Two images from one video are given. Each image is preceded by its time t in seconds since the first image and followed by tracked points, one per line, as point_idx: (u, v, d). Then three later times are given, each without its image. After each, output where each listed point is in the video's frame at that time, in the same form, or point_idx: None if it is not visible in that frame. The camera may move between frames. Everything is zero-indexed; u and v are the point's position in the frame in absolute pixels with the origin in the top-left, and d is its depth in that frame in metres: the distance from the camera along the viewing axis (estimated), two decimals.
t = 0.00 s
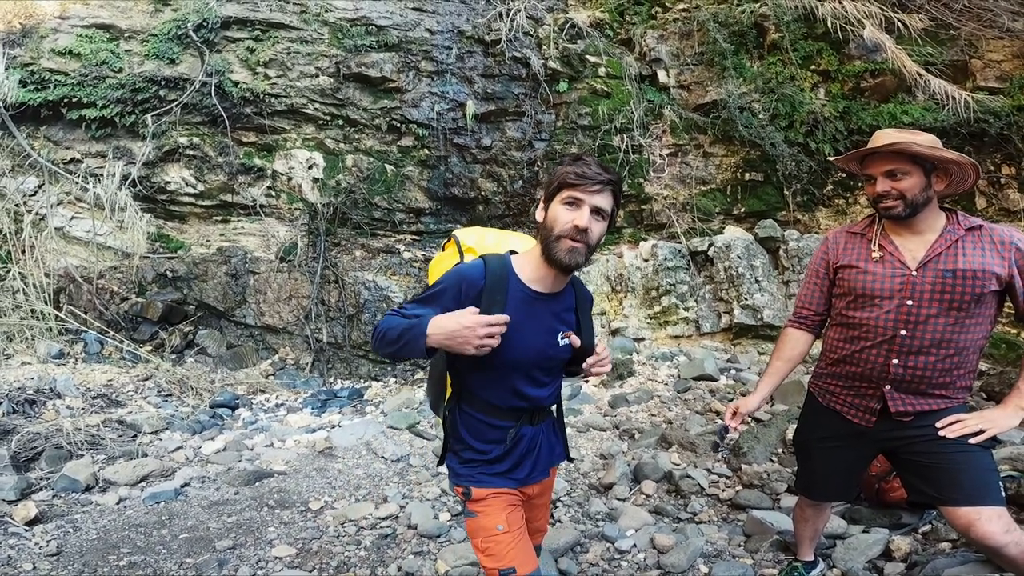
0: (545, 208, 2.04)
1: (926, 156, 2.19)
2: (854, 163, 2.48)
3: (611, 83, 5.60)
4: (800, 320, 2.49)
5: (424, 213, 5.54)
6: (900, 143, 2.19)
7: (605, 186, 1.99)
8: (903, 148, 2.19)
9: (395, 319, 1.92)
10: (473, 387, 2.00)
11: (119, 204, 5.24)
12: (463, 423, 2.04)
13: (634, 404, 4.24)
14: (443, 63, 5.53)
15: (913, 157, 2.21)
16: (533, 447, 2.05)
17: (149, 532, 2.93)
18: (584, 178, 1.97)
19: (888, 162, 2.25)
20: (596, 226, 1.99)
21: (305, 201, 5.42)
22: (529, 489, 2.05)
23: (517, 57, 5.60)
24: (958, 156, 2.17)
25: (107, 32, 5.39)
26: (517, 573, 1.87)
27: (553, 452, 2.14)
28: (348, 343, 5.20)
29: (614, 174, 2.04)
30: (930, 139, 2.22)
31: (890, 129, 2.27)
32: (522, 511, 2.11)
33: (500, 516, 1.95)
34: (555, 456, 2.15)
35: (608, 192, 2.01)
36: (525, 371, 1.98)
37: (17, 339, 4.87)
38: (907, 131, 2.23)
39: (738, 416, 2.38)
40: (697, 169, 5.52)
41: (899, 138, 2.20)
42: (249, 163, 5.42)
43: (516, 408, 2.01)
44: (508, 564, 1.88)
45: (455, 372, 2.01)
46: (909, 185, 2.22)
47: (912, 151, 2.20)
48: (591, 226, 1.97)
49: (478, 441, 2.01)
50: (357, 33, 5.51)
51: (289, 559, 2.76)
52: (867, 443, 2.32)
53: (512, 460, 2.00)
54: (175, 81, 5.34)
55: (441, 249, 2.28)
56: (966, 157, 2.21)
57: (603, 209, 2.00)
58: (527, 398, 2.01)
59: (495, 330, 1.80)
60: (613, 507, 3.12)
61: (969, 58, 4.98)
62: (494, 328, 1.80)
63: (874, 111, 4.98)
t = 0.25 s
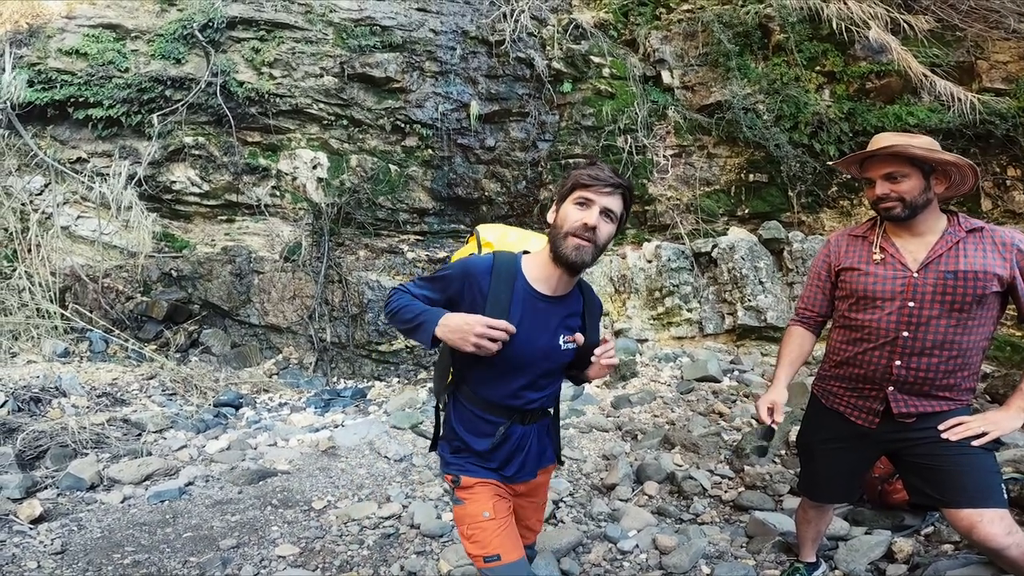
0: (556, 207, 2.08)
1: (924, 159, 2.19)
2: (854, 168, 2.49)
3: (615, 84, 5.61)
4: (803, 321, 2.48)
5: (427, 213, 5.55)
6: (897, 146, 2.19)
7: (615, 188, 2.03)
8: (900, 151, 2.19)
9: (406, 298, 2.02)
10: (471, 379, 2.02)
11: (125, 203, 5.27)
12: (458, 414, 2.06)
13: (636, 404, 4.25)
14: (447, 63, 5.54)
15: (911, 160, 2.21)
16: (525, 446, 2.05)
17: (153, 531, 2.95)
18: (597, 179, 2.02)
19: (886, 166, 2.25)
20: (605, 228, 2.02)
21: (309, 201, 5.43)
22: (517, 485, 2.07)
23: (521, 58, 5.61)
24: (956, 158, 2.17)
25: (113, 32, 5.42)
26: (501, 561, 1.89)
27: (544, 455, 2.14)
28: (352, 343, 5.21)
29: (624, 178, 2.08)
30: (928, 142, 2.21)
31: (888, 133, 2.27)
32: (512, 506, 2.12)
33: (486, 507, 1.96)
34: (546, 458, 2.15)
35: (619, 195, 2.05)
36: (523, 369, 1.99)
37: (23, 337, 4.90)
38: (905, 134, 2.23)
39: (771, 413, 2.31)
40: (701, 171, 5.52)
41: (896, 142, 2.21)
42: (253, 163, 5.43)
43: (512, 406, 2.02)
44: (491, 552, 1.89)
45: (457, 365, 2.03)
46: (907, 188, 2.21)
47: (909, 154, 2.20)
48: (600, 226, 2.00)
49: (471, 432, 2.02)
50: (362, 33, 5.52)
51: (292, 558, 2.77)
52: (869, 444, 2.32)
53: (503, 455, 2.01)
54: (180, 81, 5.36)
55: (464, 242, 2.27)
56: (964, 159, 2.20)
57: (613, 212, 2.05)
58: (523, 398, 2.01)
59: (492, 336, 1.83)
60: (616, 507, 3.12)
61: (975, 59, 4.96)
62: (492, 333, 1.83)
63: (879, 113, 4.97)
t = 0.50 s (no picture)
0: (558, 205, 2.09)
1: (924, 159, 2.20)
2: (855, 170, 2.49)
3: (618, 82, 5.62)
4: (804, 318, 2.47)
5: (431, 211, 5.57)
6: (897, 148, 2.20)
7: (616, 188, 2.04)
8: (900, 153, 2.20)
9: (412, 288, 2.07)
10: (468, 375, 2.05)
11: (131, 201, 5.30)
12: (457, 408, 2.09)
13: (638, 403, 4.26)
14: (450, 61, 5.55)
15: (911, 161, 2.22)
16: (522, 442, 2.07)
17: (159, 527, 2.97)
18: (599, 178, 2.02)
19: (888, 167, 2.26)
20: (606, 227, 2.03)
21: (313, 199, 5.45)
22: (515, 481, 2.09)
23: (525, 56, 5.62)
24: (955, 159, 2.18)
25: (118, 30, 5.44)
26: (520, 556, 1.94)
27: (540, 453, 2.15)
28: (355, 340, 5.23)
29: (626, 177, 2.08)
30: (927, 142, 2.22)
31: (889, 134, 2.28)
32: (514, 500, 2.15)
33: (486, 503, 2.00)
34: (542, 455, 2.16)
35: (619, 194, 2.06)
36: (520, 367, 2.00)
37: (30, 333, 4.95)
38: (904, 135, 2.24)
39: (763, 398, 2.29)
40: (704, 169, 5.52)
41: (896, 144, 2.22)
42: (258, 160, 5.45)
43: (509, 403, 2.03)
44: (510, 548, 1.94)
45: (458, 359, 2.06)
46: (909, 189, 2.22)
47: (909, 155, 2.21)
48: (600, 225, 2.01)
49: (469, 428, 2.05)
50: (365, 31, 5.53)
51: (296, 554, 2.79)
52: (868, 443, 2.34)
53: (500, 451, 2.04)
54: (186, 79, 5.39)
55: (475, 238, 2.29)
56: (964, 160, 2.21)
57: (614, 211, 2.05)
58: (519, 395, 2.03)
59: (490, 320, 1.85)
60: (617, 504, 3.14)
61: (980, 59, 4.96)
62: (490, 317, 1.86)
63: (884, 112, 4.98)
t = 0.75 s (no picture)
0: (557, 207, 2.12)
1: (937, 166, 2.22)
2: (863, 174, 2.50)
3: (626, 83, 5.62)
4: (810, 320, 2.47)
5: (438, 211, 5.60)
6: (911, 154, 2.21)
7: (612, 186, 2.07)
8: (913, 160, 2.21)
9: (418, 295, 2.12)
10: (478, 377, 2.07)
11: (143, 199, 5.37)
12: (467, 407, 2.12)
13: (644, 403, 4.28)
14: (458, 62, 5.58)
15: (923, 167, 2.23)
16: (532, 440, 2.12)
17: (170, 522, 3.02)
18: (594, 178, 2.06)
19: (899, 174, 2.26)
20: (604, 225, 2.07)
21: (321, 198, 5.49)
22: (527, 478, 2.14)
23: (532, 56, 5.64)
24: (967, 167, 2.20)
25: (131, 30, 5.50)
26: (541, 546, 2.04)
27: (550, 447, 2.21)
28: (362, 338, 5.27)
29: (622, 177, 2.12)
30: (939, 149, 2.24)
31: (900, 140, 2.29)
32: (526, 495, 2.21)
33: (503, 500, 2.07)
34: (551, 451, 2.21)
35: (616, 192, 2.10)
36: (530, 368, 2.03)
37: (42, 329, 5.02)
38: (916, 141, 2.26)
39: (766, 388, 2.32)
40: (711, 170, 5.52)
41: (909, 150, 2.22)
42: (267, 160, 5.50)
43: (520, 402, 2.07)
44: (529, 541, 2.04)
45: (468, 359, 2.08)
46: (919, 196, 2.23)
47: (921, 162, 2.22)
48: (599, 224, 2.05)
49: (481, 427, 2.08)
50: (374, 31, 5.57)
51: (305, 550, 2.83)
52: (871, 442, 2.36)
53: (513, 450, 2.08)
54: (197, 79, 5.44)
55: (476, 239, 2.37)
56: (974, 168, 2.24)
57: (612, 210, 2.09)
58: (530, 395, 2.06)
59: (498, 328, 1.89)
60: (622, 503, 3.16)
61: (991, 61, 4.93)
62: (498, 324, 1.90)
63: (893, 114, 4.98)
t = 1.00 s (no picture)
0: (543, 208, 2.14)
1: (939, 169, 2.23)
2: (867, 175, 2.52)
3: (629, 84, 5.65)
4: (813, 322, 2.51)
5: (443, 212, 5.62)
6: (914, 157, 2.23)
7: (593, 181, 2.09)
8: (916, 163, 2.23)
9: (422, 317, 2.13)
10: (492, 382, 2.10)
11: (152, 201, 5.42)
12: (480, 410, 2.15)
13: (647, 403, 4.31)
14: (462, 63, 5.62)
15: (925, 170, 2.25)
16: (545, 437, 2.17)
17: (180, 520, 3.06)
18: (575, 175, 2.08)
19: (902, 176, 2.28)
20: (591, 219, 2.09)
21: (327, 199, 5.53)
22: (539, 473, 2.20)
23: (536, 58, 5.67)
24: (969, 171, 2.22)
25: (139, 32, 5.55)
26: (544, 544, 2.12)
27: (561, 443, 2.26)
28: (368, 339, 5.31)
29: (604, 172, 2.14)
30: (942, 153, 2.26)
31: (903, 143, 2.31)
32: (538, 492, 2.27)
33: (518, 500, 2.11)
34: (561, 444, 2.26)
35: (597, 186, 2.11)
36: (543, 367, 2.07)
37: (52, 329, 5.07)
38: (919, 144, 2.28)
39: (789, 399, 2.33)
40: (715, 171, 5.54)
41: (912, 152, 2.25)
42: (274, 161, 5.55)
43: (534, 401, 2.12)
44: (539, 538, 2.11)
45: (480, 365, 2.11)
46: (921, 198, 2.26)
47: (924, 165, 2.24)
48: (586, 219, 2.07)
49: (496, 428, 2.11)
50: (379, 33, 5.61)
51: (313, 547, 2.87)
52: (872, 440, 2.38)
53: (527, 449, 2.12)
54: (204, 80, 5.49)
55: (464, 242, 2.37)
56: (976, 171, 2.26)
57: (597, 203, 2.11)
58: (543, 395, 2.11)
59: (512, 339, 1.90)
60: (626, 502, 3.19)
61: (995, 61, 4.94)
62: (512, 335, 1.91)
63: (897, 114, 4.99)
